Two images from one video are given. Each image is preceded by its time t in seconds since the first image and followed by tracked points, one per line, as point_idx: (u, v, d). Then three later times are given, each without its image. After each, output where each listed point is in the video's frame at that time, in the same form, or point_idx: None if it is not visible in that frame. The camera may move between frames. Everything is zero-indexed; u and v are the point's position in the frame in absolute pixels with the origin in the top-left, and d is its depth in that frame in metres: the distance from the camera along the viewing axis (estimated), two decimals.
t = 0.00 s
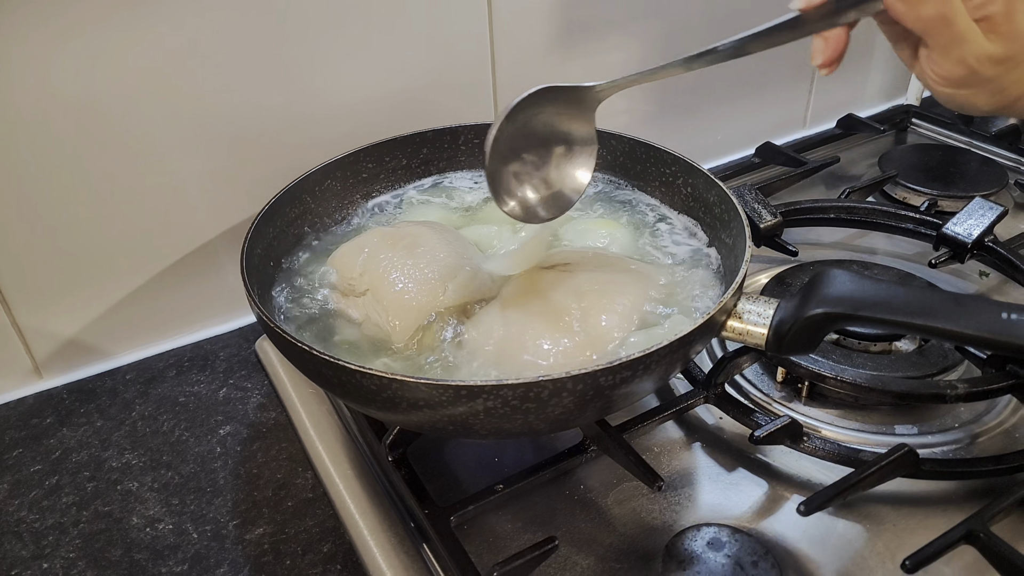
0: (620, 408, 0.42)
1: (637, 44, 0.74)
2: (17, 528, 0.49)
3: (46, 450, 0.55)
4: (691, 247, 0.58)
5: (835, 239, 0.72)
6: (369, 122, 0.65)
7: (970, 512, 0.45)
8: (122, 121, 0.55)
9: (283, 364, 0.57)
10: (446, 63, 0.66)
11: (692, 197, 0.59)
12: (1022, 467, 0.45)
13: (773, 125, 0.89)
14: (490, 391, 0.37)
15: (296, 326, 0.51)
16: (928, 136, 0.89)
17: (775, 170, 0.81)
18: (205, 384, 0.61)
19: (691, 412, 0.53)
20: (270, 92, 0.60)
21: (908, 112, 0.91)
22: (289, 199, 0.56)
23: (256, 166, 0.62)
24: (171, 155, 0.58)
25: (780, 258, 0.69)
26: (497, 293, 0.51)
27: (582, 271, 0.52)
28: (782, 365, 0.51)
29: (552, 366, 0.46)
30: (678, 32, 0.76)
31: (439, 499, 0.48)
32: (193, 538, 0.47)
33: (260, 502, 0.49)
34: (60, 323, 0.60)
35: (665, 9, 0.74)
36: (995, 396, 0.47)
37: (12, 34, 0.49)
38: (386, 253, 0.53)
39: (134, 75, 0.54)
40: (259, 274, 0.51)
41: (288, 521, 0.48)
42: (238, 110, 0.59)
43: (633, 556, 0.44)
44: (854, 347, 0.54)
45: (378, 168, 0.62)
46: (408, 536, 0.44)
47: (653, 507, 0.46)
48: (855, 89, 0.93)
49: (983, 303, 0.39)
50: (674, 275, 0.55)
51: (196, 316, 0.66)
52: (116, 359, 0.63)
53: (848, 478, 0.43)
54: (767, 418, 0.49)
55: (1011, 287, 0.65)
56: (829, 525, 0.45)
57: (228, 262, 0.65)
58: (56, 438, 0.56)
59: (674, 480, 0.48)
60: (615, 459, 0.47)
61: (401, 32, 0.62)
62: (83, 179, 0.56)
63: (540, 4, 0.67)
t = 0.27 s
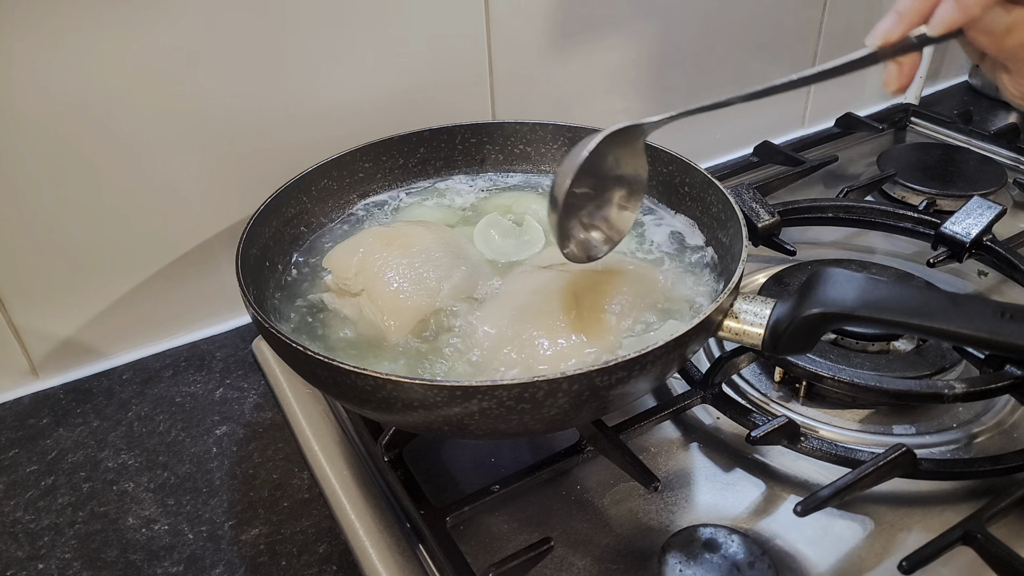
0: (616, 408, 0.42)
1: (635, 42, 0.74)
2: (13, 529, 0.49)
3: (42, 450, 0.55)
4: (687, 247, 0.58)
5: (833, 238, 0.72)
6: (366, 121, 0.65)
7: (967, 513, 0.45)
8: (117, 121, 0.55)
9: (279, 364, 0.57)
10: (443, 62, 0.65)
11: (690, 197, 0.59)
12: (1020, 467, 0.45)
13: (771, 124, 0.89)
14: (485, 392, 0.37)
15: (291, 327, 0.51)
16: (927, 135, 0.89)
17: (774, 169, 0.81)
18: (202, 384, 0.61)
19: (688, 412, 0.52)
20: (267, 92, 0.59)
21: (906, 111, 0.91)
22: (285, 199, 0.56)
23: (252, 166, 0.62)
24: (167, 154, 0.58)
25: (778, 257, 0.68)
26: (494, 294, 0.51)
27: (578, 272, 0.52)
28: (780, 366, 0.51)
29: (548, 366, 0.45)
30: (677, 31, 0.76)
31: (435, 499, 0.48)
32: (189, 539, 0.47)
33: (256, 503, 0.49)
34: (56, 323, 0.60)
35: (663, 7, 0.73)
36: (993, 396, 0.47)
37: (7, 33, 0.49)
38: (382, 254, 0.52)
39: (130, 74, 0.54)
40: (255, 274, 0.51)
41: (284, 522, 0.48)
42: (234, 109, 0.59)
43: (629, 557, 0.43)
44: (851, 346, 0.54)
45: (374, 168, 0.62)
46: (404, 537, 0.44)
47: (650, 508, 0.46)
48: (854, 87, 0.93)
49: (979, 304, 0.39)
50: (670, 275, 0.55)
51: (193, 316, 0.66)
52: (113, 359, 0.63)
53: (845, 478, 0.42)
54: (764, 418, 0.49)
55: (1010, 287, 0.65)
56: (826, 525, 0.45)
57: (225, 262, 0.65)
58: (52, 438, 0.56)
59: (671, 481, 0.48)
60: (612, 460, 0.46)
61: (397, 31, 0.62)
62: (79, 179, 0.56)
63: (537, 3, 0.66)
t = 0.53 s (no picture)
0: (617, 407, 0.41)
1: (637, 39, 0.74)
2: (12, 526, 0.49)
3: (42, 448, 0.55)
4: (688, 245, 0.58)
5: (835, 236, 0.72)
6: (366, 118, 0.65)
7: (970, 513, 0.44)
8: (116, 118, 0.55)
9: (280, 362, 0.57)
10: (443, 59, 0.65)
11: (691, 195, 0.59)
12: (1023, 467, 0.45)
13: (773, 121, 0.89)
14: (485, 390, 0.36)
15: (291, 324, 0.51)
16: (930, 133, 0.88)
17: (776, 167, 0.80)
18: (201, 381, 0.61)
19: (689, 410, 0.52)
20: (267, 89, 0.59)
21: (910, 109, 0.91)
22: (285, 196, 0.56)
23: (253, 163, 0.62)
24: (167, 151, 0.58)
25: (779, 255, 0.68)
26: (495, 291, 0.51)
27: (578, 270, 0.51)
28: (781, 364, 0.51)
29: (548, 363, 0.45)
30: (679, 28, 0.75)
31: (435, 498, 0.48)
32: (188, 536, 0.47)
33: (255, 500, 0.49)
34: (56, 320, 0.60)
35: (665, 4, 0.73)
36: (996, 395, 0.47)
37: (5, 30, 0.49)
38: (383, 251, 0.52)
39: (129, 71, 0.54)
40: (254, 272, 0.51)
41: (283, 520, 0.47)
42: (234, 106, 0.59)
43: (629, 556, 0.43)
44: (853, 345, 0.54)
45: (374, 165, 0.62)
46: (403, 536, 0.44)
47: (651, 507, 0.46)
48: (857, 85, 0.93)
49: (983, 302, 0.39)
50: (671, 273, 0.55)
51: (193, 313, 0.65)
52: (113, 356, 0.63)
53: (847, 478, 0.42)
54: (766, 417, 0.48)
55: (1013, 285, 0.64)
56: (827, 525, 0.44)
57: (225, 259, 0.65)
58: (52, 436, 0.56)
59: (672, 480, 0.48)
60: (612, 458, 0.46)
61: (398, 28, 0.62)
62: (78, 176, 0.55)
63: None
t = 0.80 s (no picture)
0: (616, 407, 0.41)
1: (637, 39, 0.74)
2: (12, 526, 0.49)
3: (42, 448, 0.55)
4: (689, 245, 0.58)
5: (836, 236, 0.72)
6: (366, 118, 0.65)
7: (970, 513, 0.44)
8: (117, 118, 0.55)
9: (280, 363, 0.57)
10: (443, 58, 0.65)
11: (691, 195, 0.59)
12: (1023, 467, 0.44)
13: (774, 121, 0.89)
14: (483, 390, 0.36)
15: (290, 324, 0.51)
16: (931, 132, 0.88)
17: (777, 166, 0.80)
18: (202, 381, 0.61)
19: (689, 411, 0.52)
20: (267, 89, 0.59)
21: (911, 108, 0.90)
22: (285, 196, 0.56)
23: (253, 163, 0.62)
24: (166, 152, 0.58)
25: (780, 255, 0.68)
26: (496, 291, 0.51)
27: (578, 270, 0.51)
28: (782, 365, 0.51)
29: (548, 364, 0.45)
30: (679, 28, 0.75)
31: (435, 498, 0.48)
32: (188, 536, 0.47)
33: (255, 500, 0.49)
34: (56, 321, 0.60)
35: (665, 4, 0.73)
36: (997, 395, 0.47)
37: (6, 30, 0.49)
38: (381, 251, 0.52)
39: (130, 71, 0.54)
40: (254, 272, 0.51)
41: (283, 520, 0.47)
42: (234, 107, 0.59)
43: (629, 556, 0.43)
44: (854, 345, 0.54)
45: (374, 165, 0.62)
46: (403, 536, 0.44)
47: (650, 507, 0.46)
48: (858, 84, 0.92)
49: (984, 302, 0.39)
50: (671, 273, 0.55)
51: (193, 314, 0.65)
52: (113, 356, 0.63)
53: (846, 479, 0.42)
54: (766, 417, 0.48)
55: (1014, 285, 0.64)
56: (827, 525, 0.44)
57: (225, 259, 0.65)
58: (52, 436, 0.56)
59: (671, 480, 0.48)
60: (611, 459, 0.46)
61: (398, 28, 0.62)
62: (78, 176, 0.56)
63: None
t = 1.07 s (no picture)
0: (613, 407, 0.41)
1: (636, 38, 0.74)
2: (11, 527, 0.49)
3: (41, 449, 0.55)
4: (687, 244, 0.58)
5: (835, 235, 0.72)
6: (364, 118, 0.65)
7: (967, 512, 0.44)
8: (115, 120, 0.55)
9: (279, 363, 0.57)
10: (441, 58, 0.65)
11: (689, 194, 0.59)
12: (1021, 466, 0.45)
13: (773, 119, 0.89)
14: (480, 390, 0.36)
15: (289, 324, 0.51)
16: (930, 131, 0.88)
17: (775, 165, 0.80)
18: (201, 381, 0.61)
19: (687, 410, 0.52)
20: (266, 90, 0.59)
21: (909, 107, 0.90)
22: (282, 196, 0.56)
23: (251, 163, 0.62)
24: (164, 153, 0.58)
25: (779, 254, 0.68)
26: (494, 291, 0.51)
27: (576, 270, 0.51)
28: (780, 364, 0.51)
29: (546, 363, 0.45)
30: (677, 27, 0.75)
31: (433, 498, 0.48)
32: (187, 537, 0.47)
33: (254, 501, 0.49)
34: (55, 322, 0.60)
35: (663, 3, 0.73)
36: (994, 393, 0.47)
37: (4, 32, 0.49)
38: (379, 251, 0.52)
39: (128, 72, 0.54)
40: (252, 273, 0.51)
41: (282, 520, 0.48)
42: (232, 107, 0.59)
43: (627, 556, 0.43)
44: (852, 344, 0.54)
45: (373, 165, 0.62)
46: (401, 535, 0.44)
47: (648, 507, 0.46)
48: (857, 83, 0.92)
49: (981, 301, 0.39)
50: (669, 272, 0.55)
51: (192, 314, 0.66)
52: (112, 357, 0.63)
53: (844, 478, 0.42)
54: (764, 416, 0.48)
55: (1012, 284, 0.64)
56: (824, 524, 0.44)
57: (224, 260, 0.65)
58: (51, 437, 0.56)
59: (669, 479, 0.48)
60: (609, 458, 0.46)
61: (396, 28, 0.62)
62: (76, 177, 0.56)
63: None
